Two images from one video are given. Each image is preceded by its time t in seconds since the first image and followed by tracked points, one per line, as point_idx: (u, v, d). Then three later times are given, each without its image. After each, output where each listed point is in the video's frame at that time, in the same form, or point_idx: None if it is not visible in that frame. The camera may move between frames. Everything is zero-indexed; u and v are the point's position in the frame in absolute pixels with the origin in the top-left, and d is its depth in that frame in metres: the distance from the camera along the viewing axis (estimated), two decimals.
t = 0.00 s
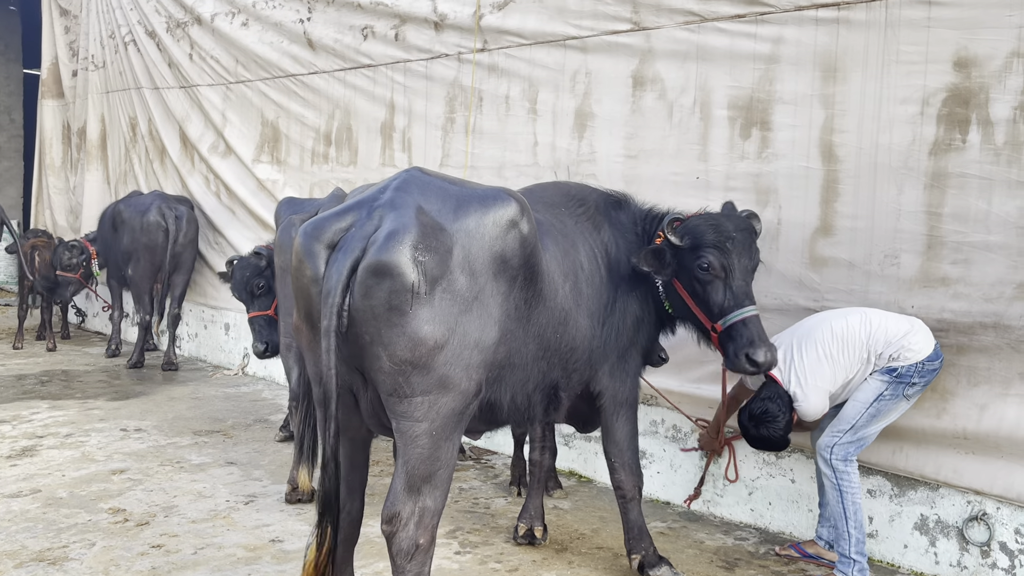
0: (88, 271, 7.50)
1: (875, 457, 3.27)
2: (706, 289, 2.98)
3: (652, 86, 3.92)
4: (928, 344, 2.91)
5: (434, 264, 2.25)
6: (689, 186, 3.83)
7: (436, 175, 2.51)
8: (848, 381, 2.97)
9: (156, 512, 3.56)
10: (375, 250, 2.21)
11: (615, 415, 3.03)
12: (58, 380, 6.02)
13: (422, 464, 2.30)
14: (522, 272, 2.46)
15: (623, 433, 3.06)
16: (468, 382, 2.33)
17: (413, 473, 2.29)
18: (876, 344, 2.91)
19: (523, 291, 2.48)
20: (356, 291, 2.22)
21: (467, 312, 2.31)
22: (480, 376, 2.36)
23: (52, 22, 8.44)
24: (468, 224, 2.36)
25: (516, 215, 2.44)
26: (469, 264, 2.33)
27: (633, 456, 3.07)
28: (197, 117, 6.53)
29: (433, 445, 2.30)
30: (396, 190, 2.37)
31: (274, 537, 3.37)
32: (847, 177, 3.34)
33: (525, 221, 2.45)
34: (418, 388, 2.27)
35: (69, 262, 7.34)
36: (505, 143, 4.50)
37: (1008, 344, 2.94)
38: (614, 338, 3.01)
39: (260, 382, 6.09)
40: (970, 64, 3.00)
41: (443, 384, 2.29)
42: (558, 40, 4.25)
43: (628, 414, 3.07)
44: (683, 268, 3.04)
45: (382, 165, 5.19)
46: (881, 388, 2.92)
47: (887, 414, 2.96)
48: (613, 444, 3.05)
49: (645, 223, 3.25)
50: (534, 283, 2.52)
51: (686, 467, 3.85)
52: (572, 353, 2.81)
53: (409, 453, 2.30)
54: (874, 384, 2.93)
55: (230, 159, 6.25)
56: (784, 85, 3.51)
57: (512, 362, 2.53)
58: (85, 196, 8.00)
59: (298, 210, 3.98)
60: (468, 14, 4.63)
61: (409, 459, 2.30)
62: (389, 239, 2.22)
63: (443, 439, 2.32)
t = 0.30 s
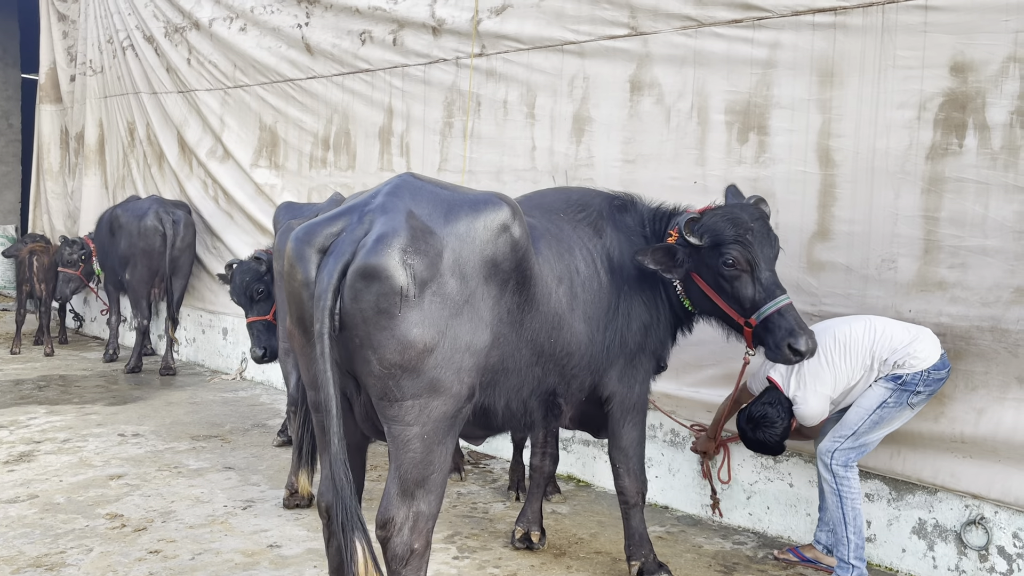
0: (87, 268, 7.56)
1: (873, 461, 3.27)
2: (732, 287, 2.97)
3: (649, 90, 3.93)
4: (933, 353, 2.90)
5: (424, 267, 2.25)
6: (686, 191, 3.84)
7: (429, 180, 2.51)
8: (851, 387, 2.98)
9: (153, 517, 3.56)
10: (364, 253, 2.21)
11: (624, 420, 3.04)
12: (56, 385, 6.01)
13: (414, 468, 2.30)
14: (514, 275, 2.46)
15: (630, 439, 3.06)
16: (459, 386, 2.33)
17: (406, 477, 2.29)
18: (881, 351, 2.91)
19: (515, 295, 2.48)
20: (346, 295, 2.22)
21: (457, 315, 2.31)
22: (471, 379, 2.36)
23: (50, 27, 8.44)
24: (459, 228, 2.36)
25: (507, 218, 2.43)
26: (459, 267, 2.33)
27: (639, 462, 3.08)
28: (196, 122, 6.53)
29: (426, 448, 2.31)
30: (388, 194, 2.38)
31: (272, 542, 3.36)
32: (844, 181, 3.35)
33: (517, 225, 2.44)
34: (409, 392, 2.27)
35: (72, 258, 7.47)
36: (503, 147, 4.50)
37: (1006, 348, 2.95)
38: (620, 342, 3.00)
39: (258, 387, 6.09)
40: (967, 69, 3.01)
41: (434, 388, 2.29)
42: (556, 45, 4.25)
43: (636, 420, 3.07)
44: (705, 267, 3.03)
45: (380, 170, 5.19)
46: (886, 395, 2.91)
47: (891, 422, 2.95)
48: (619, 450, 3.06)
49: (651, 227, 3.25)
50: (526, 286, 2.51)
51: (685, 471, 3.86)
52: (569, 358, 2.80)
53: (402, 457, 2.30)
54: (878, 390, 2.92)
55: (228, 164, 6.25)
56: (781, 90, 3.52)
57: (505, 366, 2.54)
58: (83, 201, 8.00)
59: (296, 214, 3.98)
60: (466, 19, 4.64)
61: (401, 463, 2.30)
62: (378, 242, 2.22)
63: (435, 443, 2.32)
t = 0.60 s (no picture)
0: (87, 270, 7.56)
1: (871, 465, 3.28)
2: (740, 288, 2.99)
3: (647, 95, 3.94)
4: (937, 367, 2.86)
5: (420, 272, 2.25)
6: (684, 195, 3.84)
7: (429, 186, 2.51)
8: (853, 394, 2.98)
9: (151, 523, 3.55)
10: (360, 258, 2.21)
11: (628, 425, 3.02)
12: (53, 390, 6.00)
13: (411, 474, 2.29)
14: (513, 281, 2.45)
15: (634, 445, 3.05)
16: (456, 391, 2.33)
17: (403, 483, 2.29)
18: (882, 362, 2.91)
19: (514, 301, 2.48)
20: (342, 300, 2.23)
21: (454, 321, 2.31)
22: (468, 385, 2.35)
23: (47, 31, 8.44)
24: (457, 234, 2.36)
25: (506, 224, 2.43)
26: (457, 273, 2.32)
27: (642, 467, 3.07)
28: (194, 126, 6.53)
29: (423, 454, 2.30)
30: (387, 200, 2.38)
31: (270, 547, 3.36)
32: (842, 186, 3.36)
33: (516, 230, 2.44)
34: (405, 397, 2.27)
35: (69, 260, 7.44)
36: (501, 152, 4.50)
37: (1004, 352, 2.95)
38: (625, 347, 2.99)
39: (256, 392, 6.08)
40: (964, 74, 3.02)
41: (431, 393, 2.29)
42: (554, 49, 4.26)
43: (640, 425, 3.06)
44: (715, 268, 3.06)
45: (378, 174, 5.20)
46: (884, 404, 2.90)
47: (888, 431, 2.94)
48: (623, 455, 3.05)
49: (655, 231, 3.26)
50: (525, 292, 2.51)
51: (683, 476, 3.86)
52: (571, 365, 2.79)
53: (399, 463, 2.29)
54: (877, 400, 2.91)
55: (226, 168, 6.25)
56: (779, 95, 3.52)
57: (504, 372, 2.53)
58: (81, 205, 7.99)
59: (294, 219, 3.98)
60: (464, 24, 4.64)
61: (399, 469, 2.29)
62: (375, 247, 2.22)
63: (431, 449, 2.32)
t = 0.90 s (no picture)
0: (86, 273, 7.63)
1: (870, 470, 3.28)
2: (739, 288, 2.99)
3: (645, 99, 3.94)
4: (928, 380, 2.86)
5: (429, 277, 2.25)
6: (683, 200, 3.84)
7: (435, 190, 2.51)
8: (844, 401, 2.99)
9: (149, 527, 3.55)
10: (369, 262, 2.21)
11: (629, 429, 3.02)
12: (52, 394, 6.00)
13: (417, 479, 2.29)
14: (520, 287, 2.45)
15: (634, 449, 3.05)
16: (462, 397, 2.33)
17: (408, 488, 2.29)
18: (876, 372, 2.90)
19: (521, 306, 2.48)
20: (351, 304, 2.22)
21: (462, 326, 2.31)
22: (475, 390, 2.35)
23: (46, 35, 8.45)
24: (465, 239, 2.36)
25: (514, 230, 2.43)
26: (465, 278, 2.33)
27: (642, 472, 3.07)
28: (193, 130, 6.54)
29: (428, 460, 2.30)
30: (395, 204, 2.38)
31: (268, 552, 3.35)
32: (840, 190, 3.36)
33: (523, 236, 2.44)
34: (413, 403, 2.27)
35: (69, 262, 7.54)
36: (500, 156, 4.51)
37: (1002, 356, 2.95)
38: (627, 351, 2.98)
39: (254, 396, 6.08)
40: (962, 78, 3.02)
41: (438, 399, 2.29)
42: (553, 54, 4.27)
43: (641, 430, 3.06)
44: (714, 269, 3.06)
45: (377, 178, 5.20)
46: (872, 413, 2.92)
47: (876, 439, 2.97)
48: (623, 459, 3.05)
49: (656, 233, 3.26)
50: (532, 298, 2.51)
51: (681, 481, 3.85)
52: (575, 370, 2.79)
53: (404, 468, 2.29)
54: (865, 408, 2.94)
55: (225, 172, 6.26)
56: (777, 99, 3.53)
57: (510, 377, 2.53)
58: (80, 209, 7.99)
59: (294, 223, 3.98)
60: (463, 28, 4.65)
61: (404, 474, 2.29)
62: (384, 251, 2.22)
63: (437, 454, 2.32)
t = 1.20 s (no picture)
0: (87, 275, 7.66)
1: (872, 473, 3.27)
2: (740, 288, 3.01)
3: (646, 102, 3.94)
4: (928, 386, 2.85)
5: (435, 279, 2.25)
6: (683, 202, 3.84)
7: (439, 193, 2.51)
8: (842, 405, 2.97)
9: (149, 530, 3.54)
10: (375, 263, 2.21)
11: (631, 432, 3.01)
12: (52, 397, 5.99)
13: (420, 482, 2.29)
14: (524, 289, 2.45)
15: (636, 452, 3.04)
16: (466, 400, 2.33)
17: (411, 491, 2.28)
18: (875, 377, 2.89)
19: (525, 309, 2.48)
20: (355, 306, 2.22)
21: (466, 329, 2.30)
22: (478, 393, 2.35)
23: (48, 38, 8.46)
24: (470, 241, 2.36)
25: (518, 233, 2.43)
26: (470, 281, 2.32)
27: (643, 474, 3.06)
28: (193, 133, 6.54)
29: (432, 463, 2.30)
30: (399, 206, 2.38)
31: (268, 555, 3.35)
32: (841, 193, 3.36)
33: (528, 239, 2.44)
34: (417, 405, 2.26)
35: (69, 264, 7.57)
36: (501, 158, 4.51)
37: (1003, 360, 2.94)
38: (630, 354, 2.98)
39: (254, 399, 6.07)
40: (963, 81, 3.02)
41: (442, 401, 2.28)
42: (553, 57, 4.27)
43: (643, 432, 3.05)
44: (715, 267, 3.08)
45: (378, 181, 5.20)
46: (871, 418, 2.90)
47: (874, 444, 2.96)
48: (625, 462, 3.04)
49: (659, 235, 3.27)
50: (536, 300, 2.51)
51: (682, 484, 3.85)
52: (578, 373, 2.78)
53: (407, 471, 2.29)
54: (865, 413, 2.92)
55: (225, 175, 6.26)
56: (778, 102, 3.53)
57: (513, 380, 2.53)
58: (81, 212, 7.99)
59: (294, 226, 3.98)
60: (464, 31, 4.65)
61: (407, 477, 2.29)
62: (390, 253, 2.22)
63: (440, 457, 2.31)
